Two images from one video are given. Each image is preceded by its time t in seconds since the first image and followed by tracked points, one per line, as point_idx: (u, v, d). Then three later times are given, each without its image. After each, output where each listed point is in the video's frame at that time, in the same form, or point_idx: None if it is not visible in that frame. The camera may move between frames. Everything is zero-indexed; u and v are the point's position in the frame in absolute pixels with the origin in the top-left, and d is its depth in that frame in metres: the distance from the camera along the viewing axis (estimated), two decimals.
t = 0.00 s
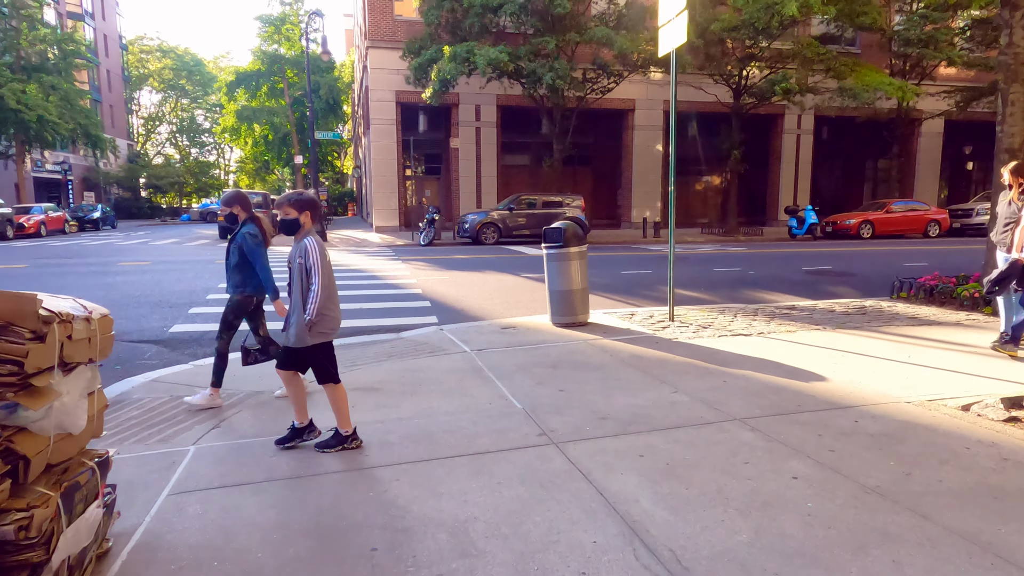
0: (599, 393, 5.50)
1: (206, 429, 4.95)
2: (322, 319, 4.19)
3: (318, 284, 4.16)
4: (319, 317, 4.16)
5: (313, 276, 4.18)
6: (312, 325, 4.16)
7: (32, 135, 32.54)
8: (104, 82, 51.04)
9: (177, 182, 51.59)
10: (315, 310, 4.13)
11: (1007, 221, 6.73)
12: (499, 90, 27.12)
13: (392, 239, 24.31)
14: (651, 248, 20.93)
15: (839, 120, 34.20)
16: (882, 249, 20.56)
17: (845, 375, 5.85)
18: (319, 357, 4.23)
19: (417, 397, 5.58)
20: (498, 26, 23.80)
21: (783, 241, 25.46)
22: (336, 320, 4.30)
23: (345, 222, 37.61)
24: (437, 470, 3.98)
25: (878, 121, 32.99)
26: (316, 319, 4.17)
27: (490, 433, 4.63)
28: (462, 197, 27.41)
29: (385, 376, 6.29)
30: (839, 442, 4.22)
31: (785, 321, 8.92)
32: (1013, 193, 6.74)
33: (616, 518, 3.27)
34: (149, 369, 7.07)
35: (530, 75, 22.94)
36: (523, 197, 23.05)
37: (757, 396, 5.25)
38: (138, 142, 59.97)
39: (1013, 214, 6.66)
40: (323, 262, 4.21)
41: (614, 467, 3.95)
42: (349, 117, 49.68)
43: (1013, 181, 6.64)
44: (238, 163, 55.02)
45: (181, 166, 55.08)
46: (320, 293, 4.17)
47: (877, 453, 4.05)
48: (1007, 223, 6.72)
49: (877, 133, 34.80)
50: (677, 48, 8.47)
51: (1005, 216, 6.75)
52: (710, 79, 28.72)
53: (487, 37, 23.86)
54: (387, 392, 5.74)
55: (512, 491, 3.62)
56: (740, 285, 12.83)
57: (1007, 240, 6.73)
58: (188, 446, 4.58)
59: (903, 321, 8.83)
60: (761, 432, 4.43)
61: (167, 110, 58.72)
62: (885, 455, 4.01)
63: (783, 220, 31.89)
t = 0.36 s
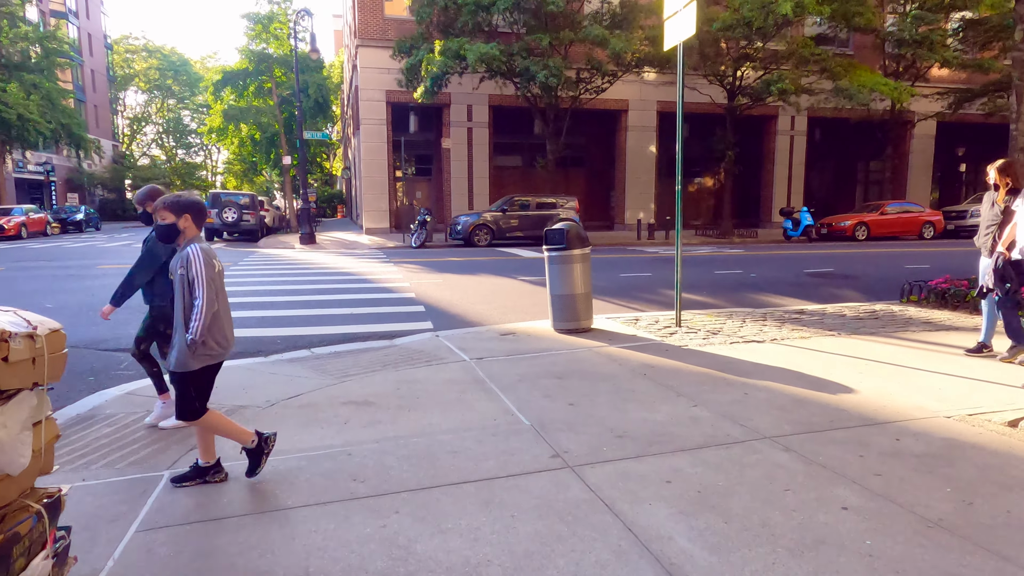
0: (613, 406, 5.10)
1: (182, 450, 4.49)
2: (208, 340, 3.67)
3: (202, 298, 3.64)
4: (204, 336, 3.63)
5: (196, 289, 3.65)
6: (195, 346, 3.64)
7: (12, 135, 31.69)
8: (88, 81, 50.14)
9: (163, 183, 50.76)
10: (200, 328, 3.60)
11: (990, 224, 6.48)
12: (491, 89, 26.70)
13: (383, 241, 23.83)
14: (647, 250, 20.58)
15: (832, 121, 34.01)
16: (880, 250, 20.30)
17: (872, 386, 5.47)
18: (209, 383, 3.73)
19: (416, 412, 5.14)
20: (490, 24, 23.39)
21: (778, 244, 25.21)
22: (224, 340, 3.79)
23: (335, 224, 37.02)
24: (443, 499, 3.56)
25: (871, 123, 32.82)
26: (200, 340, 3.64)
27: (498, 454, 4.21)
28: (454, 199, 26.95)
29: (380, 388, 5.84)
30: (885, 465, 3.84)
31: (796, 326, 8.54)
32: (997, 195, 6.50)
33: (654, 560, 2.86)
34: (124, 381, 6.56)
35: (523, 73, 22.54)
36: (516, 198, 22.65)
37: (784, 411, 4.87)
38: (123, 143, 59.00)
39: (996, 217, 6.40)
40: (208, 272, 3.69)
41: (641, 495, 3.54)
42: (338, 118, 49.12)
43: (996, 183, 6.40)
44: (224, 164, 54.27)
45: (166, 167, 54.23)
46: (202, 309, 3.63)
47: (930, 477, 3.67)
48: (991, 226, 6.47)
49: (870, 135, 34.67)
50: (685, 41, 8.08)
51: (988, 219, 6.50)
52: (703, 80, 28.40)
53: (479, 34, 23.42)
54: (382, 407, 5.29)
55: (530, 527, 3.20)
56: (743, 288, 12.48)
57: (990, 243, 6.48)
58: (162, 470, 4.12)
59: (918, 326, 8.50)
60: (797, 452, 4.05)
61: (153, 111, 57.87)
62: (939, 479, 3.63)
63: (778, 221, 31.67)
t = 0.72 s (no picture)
0: (608, 427, 4.75)
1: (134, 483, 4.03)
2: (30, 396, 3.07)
3: (18, 346, 2.99)
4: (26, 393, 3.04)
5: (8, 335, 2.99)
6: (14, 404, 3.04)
7: None
8: (57, 80, 48.82)
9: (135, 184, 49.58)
10: (18, 387, 2.99)
11: (949, 231, 6.20)
12: (471, 90, 26.32)
13: (362, 244, 23.33)
14: (631, 253, 20.33)
15: (812, 124, 34.11)
16: (864, 253, 20.23)
17: (879, 401, 5.18)
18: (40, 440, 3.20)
19: (394, 435, 4.75)
20: (470, 23, 22.99)
21: (760, 246, 25.10)
22: (52, 388, 3.19)
23: (312, 226, 36.34)
24: (424, 542, 3.18)
25: (850, 125, 32.95)
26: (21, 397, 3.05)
27: (485, 484, 3.84)
28: (434, 201, 26.51)
29: (355, 407, 5.42)
30: (906, 494, 3.55)
31: (789, 333, 8.26)
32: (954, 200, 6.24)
33: None
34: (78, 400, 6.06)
35: (503, 73, 22.17)
36: (498, 201, 22.27)
37: (790, 432, 4.56)
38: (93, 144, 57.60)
39: (956, 222, 6.12)
40: (23, 316, 3.02)
41: (645, 534, 3.19)
42: (315, 119, 48.39)
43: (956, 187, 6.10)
44: (199, 165, 53.22)
45: (139, 168, 53.02)
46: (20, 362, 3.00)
47: (957, 509, 3.36)
48: (951, 232, 6.19)
49: (849, 137, 34.83)
50: (675, 38, 7.75)
51: (948, 225, 6.21)
52: (685, 81, 28.23)
53: (459, 34, 23.01)
54: (358, 429, 4.89)
55: None
56: (731, 293, 12.22)
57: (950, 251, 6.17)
58: (110, 509, 3.67)
59: (914, 333, 8.27)
60: (808, 480, 3.74)
61: (125, 111, 56.61)
62: (967, 512, 3.34)
63: (759, 224, 31.66)
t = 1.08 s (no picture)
0: (585, 445, 4.41)
1: (52, 523, 3.55)
2: None
3: None
4: None
5: None
6: None
7: None
8: (14, 79, 47.19)
9: (97, 186, 48.06)
10: None
11: (883, 230, 5.88)
12: (442, 91, 25.91)
13: (331, 248, 22.78)
14: (605, 256, 20.11)
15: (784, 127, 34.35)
16: (837, 255, 20.25)
17: (869, 413, 4.93)
18: None
19: (353, 458, 4.35)
20: (440, 22, 22.62)
21: (733, 249, 25.08)
22: None
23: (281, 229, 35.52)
24: None
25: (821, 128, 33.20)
26: None
27: (453, 516, 3.47)
28: (406, 204, 26.05)
29: (313, 426, 5.00)
30: (909, 520, 3.28)
31: (769, 339, 8.02)
32: (887, 196, 5.91)
33: None
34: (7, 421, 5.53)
35: (474, 72, 21.82)
36: (470, 203, 21.92)
37: (779, 449, 4.27)
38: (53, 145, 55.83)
39: (891, 220, 5.80)
40: None
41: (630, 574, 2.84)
42: (285, 120, 47.51)
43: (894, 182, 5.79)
44: (165, 167, 51.88)
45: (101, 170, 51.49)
46: None
47: (966, 540, 3.09)
48: (885, 231, 5.86)
49: (820, 141, 35.13)
50: (652, 34, 7.45)
51: (882, 223, 5.89)
52: (658, 84, 28.14)
53: (430, 32, 22.59)
54: (314, 452, 4.47)
55: None
56: (707, 296, 12.01)
57: (886, 252, 5.85)
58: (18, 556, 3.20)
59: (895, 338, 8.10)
60: (803, 505, 3.45)
61: (87, 111, 54.99)
62: (977, 542, 3.07)
63: (731, 226, 31.73)
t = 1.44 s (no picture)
0: (560, 461, 4.09)
1: None
2: None
3: None
4: None
5: None
6: None
7: None
8: None
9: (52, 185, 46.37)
10: None
11: (811, 233, 5.70)
12: (409, 87, 25.42)
13: (296, 247, 22.19)
14: (576, 255, 19.88)
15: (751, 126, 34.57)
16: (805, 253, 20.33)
17: (855, 421, 4.71)
18: None
19: (307, 479, 3.98)
20: (407, 15, 22.16)
21: (703, 247, 25.08)
22: None
23: (245, 229, 34.61)
24: None
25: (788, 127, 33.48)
26: None
27: (417, 546, 3.13)
28: (373, 202, 25.50)
29: (265, 442, 4.60)
30: (911, 542, 3.04)
31: (745, 340, 7.81)
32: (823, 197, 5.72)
33: None
34: None
35: (440, 67, 21.40)
36: (439, 201, 21.52)
37: (765, 460, 4.02)
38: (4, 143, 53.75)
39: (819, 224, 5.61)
40: None
41: None
42: (248, 117, 46.41)
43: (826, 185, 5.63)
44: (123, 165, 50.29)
45: (55, 168, 49.67)
46: None
47: (974, 562, 2.86)
48: (813, 235, 5.69)
49: (787, 139, 35.44)
50: (625, 25, 7.18)
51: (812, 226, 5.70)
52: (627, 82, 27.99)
53: (396, 27, 22.12)
54: (265, 473, 4.08)
55: None
56: (680, 295, 11.81)
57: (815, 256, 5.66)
58: None
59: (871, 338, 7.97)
60: (797, 527, 3.19)
61: (41, 107, 53.07)
62: (986, 564, 2.85)
63: (701, 224, 31.82)
